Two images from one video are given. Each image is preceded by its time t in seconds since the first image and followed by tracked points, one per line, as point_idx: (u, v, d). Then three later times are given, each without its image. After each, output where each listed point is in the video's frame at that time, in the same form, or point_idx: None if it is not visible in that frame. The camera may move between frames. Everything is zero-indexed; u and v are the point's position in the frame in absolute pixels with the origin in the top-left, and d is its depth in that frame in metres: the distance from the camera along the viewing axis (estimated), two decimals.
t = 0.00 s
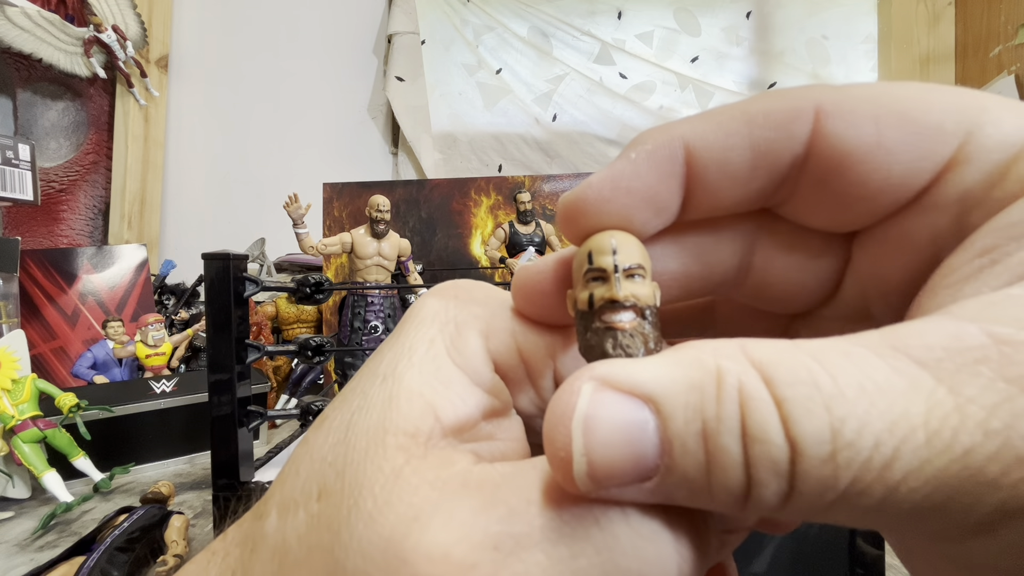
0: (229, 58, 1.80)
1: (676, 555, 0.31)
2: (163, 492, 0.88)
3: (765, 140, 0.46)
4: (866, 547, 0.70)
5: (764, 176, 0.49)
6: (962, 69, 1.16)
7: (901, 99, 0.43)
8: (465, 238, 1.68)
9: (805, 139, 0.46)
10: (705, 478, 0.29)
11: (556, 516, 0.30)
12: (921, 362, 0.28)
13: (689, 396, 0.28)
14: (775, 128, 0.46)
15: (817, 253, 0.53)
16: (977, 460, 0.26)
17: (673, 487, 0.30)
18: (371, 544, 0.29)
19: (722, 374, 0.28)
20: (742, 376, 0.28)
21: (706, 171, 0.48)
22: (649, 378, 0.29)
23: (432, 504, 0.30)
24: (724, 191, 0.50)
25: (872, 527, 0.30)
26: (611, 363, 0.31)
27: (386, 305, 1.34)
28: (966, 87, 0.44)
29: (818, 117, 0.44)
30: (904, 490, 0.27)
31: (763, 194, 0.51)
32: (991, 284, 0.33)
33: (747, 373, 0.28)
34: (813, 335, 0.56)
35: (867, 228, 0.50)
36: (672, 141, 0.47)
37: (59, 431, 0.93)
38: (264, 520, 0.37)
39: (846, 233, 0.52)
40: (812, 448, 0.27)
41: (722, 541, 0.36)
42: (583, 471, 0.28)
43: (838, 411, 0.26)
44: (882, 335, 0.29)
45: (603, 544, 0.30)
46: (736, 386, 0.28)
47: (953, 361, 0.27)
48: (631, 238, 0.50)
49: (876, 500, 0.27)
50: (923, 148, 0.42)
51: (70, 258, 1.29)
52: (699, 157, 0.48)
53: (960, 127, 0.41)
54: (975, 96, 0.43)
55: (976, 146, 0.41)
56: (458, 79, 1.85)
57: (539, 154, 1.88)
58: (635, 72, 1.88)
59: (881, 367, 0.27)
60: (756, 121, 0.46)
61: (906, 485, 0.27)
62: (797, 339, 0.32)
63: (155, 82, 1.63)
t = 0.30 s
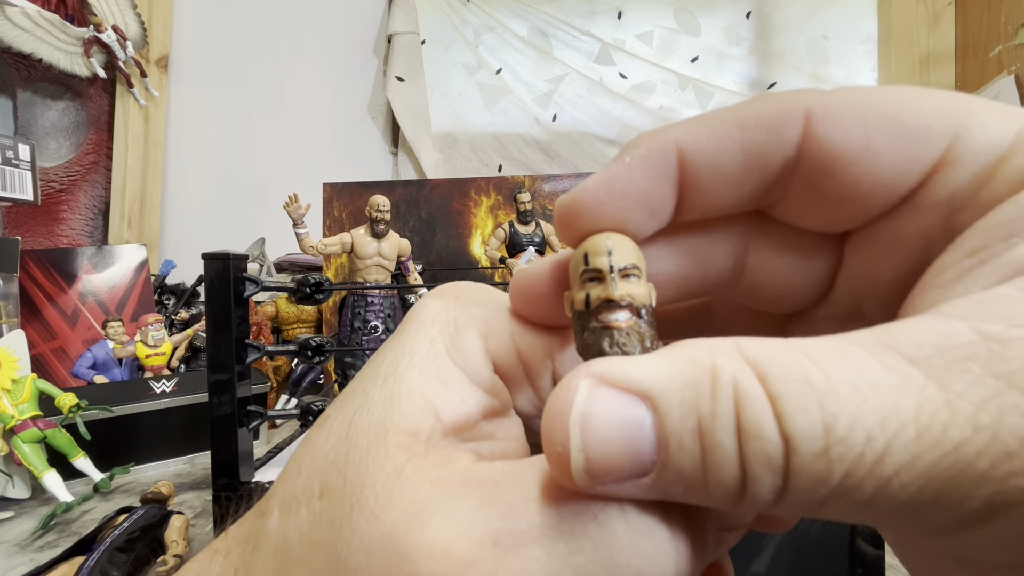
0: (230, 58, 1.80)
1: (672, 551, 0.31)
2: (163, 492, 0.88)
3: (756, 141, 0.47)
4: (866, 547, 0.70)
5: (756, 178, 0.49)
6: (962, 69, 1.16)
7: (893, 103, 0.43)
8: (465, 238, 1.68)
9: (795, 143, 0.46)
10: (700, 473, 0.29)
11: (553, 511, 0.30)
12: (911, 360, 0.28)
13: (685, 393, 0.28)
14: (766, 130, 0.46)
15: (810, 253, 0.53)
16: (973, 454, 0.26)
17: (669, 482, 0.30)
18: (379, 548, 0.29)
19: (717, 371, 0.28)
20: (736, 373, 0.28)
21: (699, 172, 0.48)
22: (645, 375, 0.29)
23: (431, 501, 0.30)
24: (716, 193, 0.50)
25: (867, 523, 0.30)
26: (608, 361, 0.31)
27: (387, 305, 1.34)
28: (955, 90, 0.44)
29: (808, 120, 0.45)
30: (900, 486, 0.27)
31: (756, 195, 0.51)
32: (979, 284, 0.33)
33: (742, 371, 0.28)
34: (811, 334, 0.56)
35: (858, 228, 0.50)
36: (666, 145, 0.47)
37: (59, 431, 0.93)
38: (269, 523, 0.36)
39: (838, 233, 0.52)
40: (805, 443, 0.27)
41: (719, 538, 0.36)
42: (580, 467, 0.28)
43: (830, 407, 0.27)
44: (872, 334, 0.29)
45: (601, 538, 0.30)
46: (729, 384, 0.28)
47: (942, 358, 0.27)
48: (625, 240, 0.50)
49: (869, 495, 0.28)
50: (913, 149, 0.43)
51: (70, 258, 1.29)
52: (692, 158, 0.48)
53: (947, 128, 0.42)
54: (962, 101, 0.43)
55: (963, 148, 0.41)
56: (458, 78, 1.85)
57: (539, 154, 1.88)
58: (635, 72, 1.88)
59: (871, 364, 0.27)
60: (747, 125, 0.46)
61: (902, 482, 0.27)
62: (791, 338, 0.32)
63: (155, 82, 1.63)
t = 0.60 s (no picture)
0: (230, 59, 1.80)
1: (666, 545, 0.31)
2: (163, 492, 0.88)
3: (747, 141, 0.47)
4: (867, 548, 0.71)
5: (748, 177, 0.49)
6: (962, 69, 1.16)
7: (881, 105, 0.42)
8: (465, 238, 1.68)
9: (785, 143, 0.46)
10: (692, 468, 0.29)
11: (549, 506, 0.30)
12: (900, 356, 0.27)
13: (677, 389, 0.28)
14: (756, 130, 0.46)
15: (801, 252, 0.53)
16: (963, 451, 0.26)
17: (662, 477, 0.29)
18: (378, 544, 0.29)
19: (709, 367, 0.28)
20: (727, 369, 0.28)
21: (691, 172, 0.48)
22: (638, 371, 0.29)
23: (430, 494, 0.30)
24: (708, 193, 0.50)
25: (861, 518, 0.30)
26: (601, 357, 0.31)
27: (386, 305, 1.34)
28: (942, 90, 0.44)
29: (797, 120, 0.45)
30: (893, 481, 0.27)
31: (749, 194, 0.51)
32: (971, 279, 0.34)
33: (734, 367, 0.28)
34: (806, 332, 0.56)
35: (850, 227, 0.50)
36: (659, 144, 0.47)
37: (59, 431, 0.93)
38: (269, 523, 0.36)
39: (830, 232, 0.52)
40: (794, 437, 0.27)
41: (715, 533, 0.36)
42: (575, 463, 0.29)
43: (819, 402, 0.27)
44: (862, 332, 0.29)
45: (597, 533, 0.30)
46: (720, 379, 0.28)
47: (929, 354, 0.27)
48: (618, 238, 0.50)
49: (858, 490, 0.28)
50: (901, 149, 0.42)
51: (70, 258, 1.29)
52: (683, 158, 0.48)
53: (933, 129, 0.41)
54: (954, 102, 0.42)
55: (951, 147, 0.41)
56: (458, 78, 1.85)
57: (539, 154, 1.88)
58: (635, 72, 1.88)
59: (860, 362, 0.27)
60: (738, 125, 0.47)
61: (893, 478, 0.27)
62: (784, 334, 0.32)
63: (155, 82, 1.63)
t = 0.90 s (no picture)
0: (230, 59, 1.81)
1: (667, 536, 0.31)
2: (163, 492, 0.88)
3: (746, 138, 0.47)
4: (867, 547, 0.70)
5: (748, 175, 0.49)
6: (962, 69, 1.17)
7: (882, 105, 0.43)
8: (465, 238, 1.68)
9: (784, 143, 0.46)
10: (701, 442, 0.29)
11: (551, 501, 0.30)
12: (903, 335, 0.28)
13: (685, 363, 0.28)
14: (756, 129, 0.46)
15: (800, 249, 0.54)
16: (964, 426, 0.27)
17: (671, 452, 0.29)
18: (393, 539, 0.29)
19: (719, 343, 0.28)
20: (737, 345, 0.28)
21: (690, 169, 0.48)
22: (648, 346, 0.29)
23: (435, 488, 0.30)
24: (708, 192, 0.50)
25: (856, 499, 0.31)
26: (613, 332, 0.31)
27: (386, 305, 1.34)
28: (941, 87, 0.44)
29: (796, 120, 0.45)
30: (892, 457, 0.28)
31: (748, 192, 0.51)
32: (969, 269, 0.33)
33: (743, 344, 0.28)
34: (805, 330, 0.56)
35: (847, 224, 0.50)
36: (661, 144, 0.47)
37: (59, 431, 0.93)
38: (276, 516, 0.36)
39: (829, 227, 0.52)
40: (802, 411, 0.27)
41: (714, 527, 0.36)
42: (580, 431, 0.29)
43: (826, 375, 0.27)
44: (865, 314, 0.29)
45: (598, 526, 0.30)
46: (728, 356, 0.28)
47: (932, 334, 0.28)
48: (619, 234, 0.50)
49: (863, 463, 0.28)
50: (899, 148, 0.43)
51: (70, 258, 1.29)
52: (684, 157, 0.48)
53: (925, 122, 0.42)
54: (950, 101, 0.42)
55: (945, 145, 0.41)
56: (458, 78, 1.85)
57: (539, 154, 1.87)
58: (635, 72, 1.87)
59: (864, 338, 0.28)
60: (737, 124, 0.47)
61: (897, 463, 0.28)
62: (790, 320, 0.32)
63: (155, 82, 1.64)
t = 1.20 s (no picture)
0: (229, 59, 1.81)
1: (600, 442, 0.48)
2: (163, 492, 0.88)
3: (777, 130, 0.51)
4: (867, 548, 0.72)
5: (779, 168, 0.54)
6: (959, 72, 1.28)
7: (895, 104, 0.47)
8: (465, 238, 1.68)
9: (812, 141, 0.51)
10: (728, 368, 0.37)
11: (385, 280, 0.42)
12: (886, 293, 0.34)
13: (713, 313, 0.36)
14: (788, 125, 0.51)
15: (830, 229, 0.56)
16: (914, 355, 0.33)
17: (705, 374, 0.38)
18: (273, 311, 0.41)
19: (744, 297, 0.36)
20: (759, 300, 0.36)
21: (728, 163, 0.53)
22: (691, 299, 0.37)
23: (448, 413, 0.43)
24: (749, 184, 0.55)
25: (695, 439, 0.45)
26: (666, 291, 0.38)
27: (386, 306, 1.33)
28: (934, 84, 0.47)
29: (819, 121, 0.50)
30: (862, 379, 0.35)
31: (778, 181, 0.55)
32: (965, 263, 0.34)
33: (763, 299, 0.36)
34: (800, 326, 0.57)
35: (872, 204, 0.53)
36: (707, 145, 0.51)
37: (59, 431, 0.93)
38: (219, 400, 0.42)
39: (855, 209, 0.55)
40: (801, 346, 0.35)
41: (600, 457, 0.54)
42: (626, 355, 0.37)
43: (823, 323, 0.34)
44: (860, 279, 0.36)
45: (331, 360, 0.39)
46: (752, 309, 0.36)
47: (909, 292, 0.34)
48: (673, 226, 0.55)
49: (843, 385, 0.35)
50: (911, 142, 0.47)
51: (70, 258, 1.29)
52: (725, 154, 0.52)
53: (929, 116, 0.46)
54: (964, 100, 0.46)
55: (951, 138, 0.45)
56: (458, 78, 1.85)
57: (539, 154, 1.87)
58: (635, 72, 1.87)
59: (851, 296, 0.35)
60: (769, 122, 0.51)
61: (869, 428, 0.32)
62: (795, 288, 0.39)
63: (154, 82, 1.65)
